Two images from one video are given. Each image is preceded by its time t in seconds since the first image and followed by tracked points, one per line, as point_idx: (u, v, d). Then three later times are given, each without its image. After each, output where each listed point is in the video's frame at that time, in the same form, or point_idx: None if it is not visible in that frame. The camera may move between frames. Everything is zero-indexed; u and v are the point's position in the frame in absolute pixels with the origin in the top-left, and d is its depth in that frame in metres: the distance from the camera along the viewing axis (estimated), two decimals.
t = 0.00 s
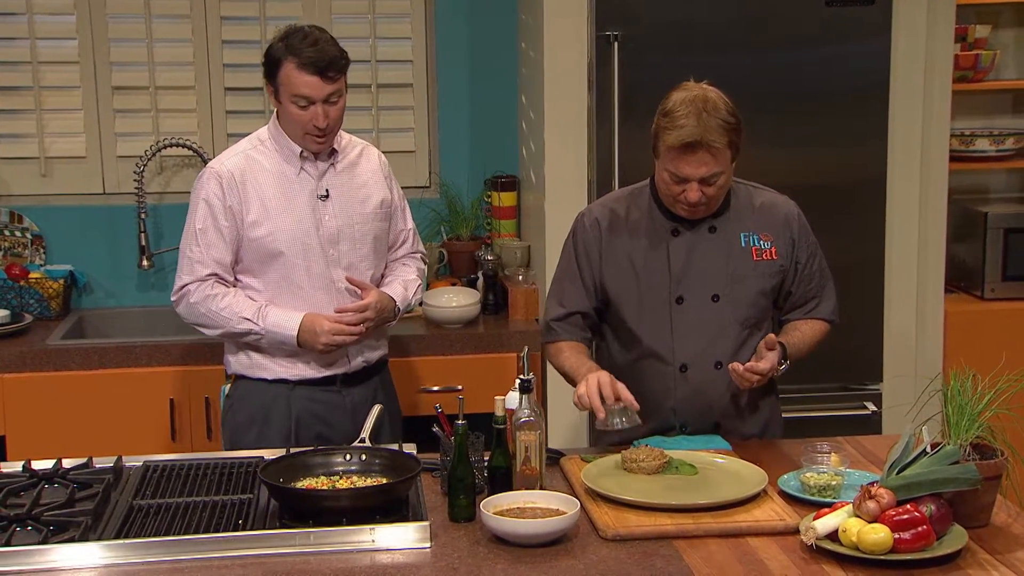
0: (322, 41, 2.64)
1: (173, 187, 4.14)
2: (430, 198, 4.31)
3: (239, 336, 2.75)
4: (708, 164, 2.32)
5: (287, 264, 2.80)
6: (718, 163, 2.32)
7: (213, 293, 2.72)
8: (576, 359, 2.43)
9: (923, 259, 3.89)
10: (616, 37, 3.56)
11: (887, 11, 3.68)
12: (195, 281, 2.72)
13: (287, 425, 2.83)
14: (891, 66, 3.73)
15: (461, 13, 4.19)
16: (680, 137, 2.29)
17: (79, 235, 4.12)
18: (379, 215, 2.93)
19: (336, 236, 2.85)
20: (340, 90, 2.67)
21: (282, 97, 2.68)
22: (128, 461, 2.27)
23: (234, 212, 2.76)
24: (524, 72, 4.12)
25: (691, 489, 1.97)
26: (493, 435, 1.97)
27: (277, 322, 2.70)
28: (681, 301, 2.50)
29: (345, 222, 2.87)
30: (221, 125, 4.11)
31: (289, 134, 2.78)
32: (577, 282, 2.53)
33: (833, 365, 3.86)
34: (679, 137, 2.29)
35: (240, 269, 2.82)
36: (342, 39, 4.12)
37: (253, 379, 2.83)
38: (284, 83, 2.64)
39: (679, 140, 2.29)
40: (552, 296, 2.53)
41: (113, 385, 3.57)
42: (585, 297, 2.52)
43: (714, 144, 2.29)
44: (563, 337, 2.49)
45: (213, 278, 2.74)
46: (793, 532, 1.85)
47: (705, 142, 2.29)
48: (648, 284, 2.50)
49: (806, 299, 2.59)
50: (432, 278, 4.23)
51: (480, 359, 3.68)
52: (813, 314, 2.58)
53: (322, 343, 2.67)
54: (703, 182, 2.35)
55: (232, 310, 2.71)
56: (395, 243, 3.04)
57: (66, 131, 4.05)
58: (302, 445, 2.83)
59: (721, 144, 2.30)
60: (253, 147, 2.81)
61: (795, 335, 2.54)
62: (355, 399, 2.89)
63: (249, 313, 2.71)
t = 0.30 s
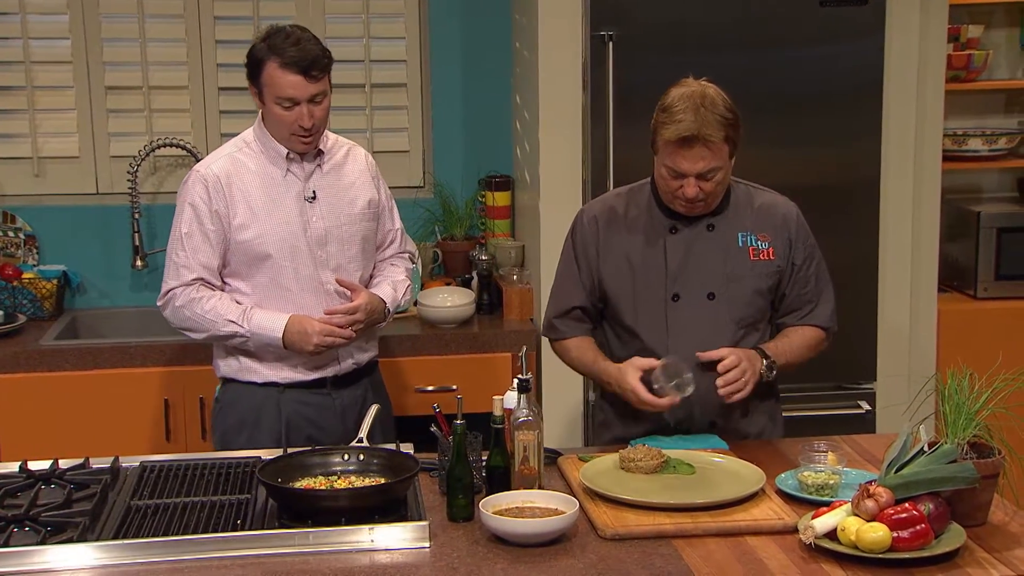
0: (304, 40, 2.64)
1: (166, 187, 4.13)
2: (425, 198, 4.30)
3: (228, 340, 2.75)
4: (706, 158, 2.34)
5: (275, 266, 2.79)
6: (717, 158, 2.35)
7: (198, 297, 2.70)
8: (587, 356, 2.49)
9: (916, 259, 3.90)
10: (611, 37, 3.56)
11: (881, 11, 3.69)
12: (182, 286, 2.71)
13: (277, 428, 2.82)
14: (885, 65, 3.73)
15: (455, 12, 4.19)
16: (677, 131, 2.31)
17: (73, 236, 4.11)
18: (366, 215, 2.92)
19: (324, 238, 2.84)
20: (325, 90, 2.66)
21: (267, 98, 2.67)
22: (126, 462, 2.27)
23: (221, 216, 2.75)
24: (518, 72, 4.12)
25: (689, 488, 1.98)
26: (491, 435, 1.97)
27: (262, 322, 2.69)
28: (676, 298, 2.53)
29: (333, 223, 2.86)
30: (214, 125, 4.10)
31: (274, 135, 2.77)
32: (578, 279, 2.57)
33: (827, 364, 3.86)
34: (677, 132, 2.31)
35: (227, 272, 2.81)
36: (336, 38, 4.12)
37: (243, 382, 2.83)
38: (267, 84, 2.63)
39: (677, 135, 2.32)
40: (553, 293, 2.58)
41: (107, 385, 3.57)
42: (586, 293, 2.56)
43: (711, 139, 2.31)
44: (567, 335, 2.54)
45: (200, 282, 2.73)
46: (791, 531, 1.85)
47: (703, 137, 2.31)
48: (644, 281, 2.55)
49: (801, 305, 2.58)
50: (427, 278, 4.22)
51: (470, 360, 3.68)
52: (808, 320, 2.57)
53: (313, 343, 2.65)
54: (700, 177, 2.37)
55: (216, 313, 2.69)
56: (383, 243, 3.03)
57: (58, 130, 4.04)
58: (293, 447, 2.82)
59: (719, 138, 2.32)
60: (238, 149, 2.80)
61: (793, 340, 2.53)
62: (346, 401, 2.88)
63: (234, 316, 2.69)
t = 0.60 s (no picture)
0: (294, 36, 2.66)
1: (159, 188, 4.12)
2: (419, 198, 4.29)
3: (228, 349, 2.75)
4: (698, 154, 2.36)
5: (274, 268, 2.77)
6: (709, 154, 2.37)
7: (200, 306, 2.63)
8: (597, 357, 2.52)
9: (909, 258, 3.91)
10: (605, 37, 3.56)
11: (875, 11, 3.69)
12: (183, 295, 2.65)
13: (280, 431, 2.81)
14: (879, 65, 3.74)
15: (448, 13, 4.19)
16: (670, 128, 2.34)
17: (65, 236, 4.10)
18: (356, 212, 2.93)
19: (321, 237, 2.84)
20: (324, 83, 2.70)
21: (270, 100, 2.64)
22: (123, 462, 2.27)
23: (218, 221, 2.71)
24: (512, 71, 4.12)
25: (686, 487, 1.98)
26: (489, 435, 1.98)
27: (262, 334, 2.63)
28: (672, 295, 2.57)
29: (327, 222, 2.86)
30: (208, 125, 4.09)
31: (266, 136, 2.74)
32: (579, 278, 2.58)
33: (821, 364, 3.87)
34: (669, 128, 2.35)
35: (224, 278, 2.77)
36: (329, 39, 4.11)
37: (242, 387, 2.79)
38: (272, 85, 2.62)
39: (669, 132, 2.35)
40: (557, 292, 2.59)
41: (100, 386, 3.56)
42: (588, 292, 2.58)
43: (703, 134, 2.34)
44: (576, 337, 2.56)
45: (202, 291, 2.67)
46: (789, 530, 1.86)
47: (694, 133, 2.34)
48: (641, 278, 2.58)
49: (801, 301, 2.59)
50: (421, 278, 4.22)
51: (476, 358, 3.69)
52: (806, 317, 2.58)
53: (317, 353, 2.60)
54: (693, 173, 2.39)
55: (216, 324, 2.63)
56: (370, 239, 3.04)
57: (51, 130, 4.03)
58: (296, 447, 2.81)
59: (709, 134, 2.35)
60: (229, 152, 2.76)
61: (792, 337, 2.54)
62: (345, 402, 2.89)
63: (234, 329, 2.63)
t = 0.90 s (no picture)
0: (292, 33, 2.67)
1: (153, 188, 4.11)
2: (413, 198, 4.29)
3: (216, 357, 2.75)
4: (699, 151, 2.37)
5: (286, 270, 2.75)
6: (710, 150, 2.38)
7: (231, 315, 2.58)
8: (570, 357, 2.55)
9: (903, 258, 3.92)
10: (599, 37, 3.56)
11: (869, 11, 3.70)
12: (211, 305, 2.58)
13: (293, 432, 2.80)
14: (873, 65, 3.75)
15: (443, 12, 4.19)
16: (670, 125, 2.35)
17: (59, 236, 4.09)
18: (344, 209, 2.95)
19: (323, 234, 2.85)
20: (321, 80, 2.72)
21: (271, 98, 2.64)
22: (120, 463, 2.27)
23: (234, 226, 2.66)
24: (506, 71, 4.12)
25: (684, 486, 1.98)
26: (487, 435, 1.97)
27: (300, 331, 2.57)
28: (674, 293, 2.57)
29: (324, 219, 2.87)
30: (201, 126, 4.09)
31: (266, 137, 2.72)
32: (578, 278, 2.62)
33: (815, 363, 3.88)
34: (669, 126, 2.36)
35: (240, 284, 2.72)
36: (322, 39, 4.11)
37: (255, 392, 2.77)
38: (273, 84, 2.62)
39: (670, 129, 2.36)
40: (555, 291, 2.63)
41: (93, 386, 3.55)
42: (585, 292, 2.61)
43: (703, 130, 2.35)
44: (563, 333, 2.59)
45: (228, 299, 2.61)
46: (787, 529, 1.87)
47: (694, 129, 2.35)
48: (643, 278, 2.59)
49: (813, 300, 2.61)
50: (415, 278, 4.22)
51: (472, 358, 3.69)
52: (821, 316, 2.61)
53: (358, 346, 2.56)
54: (695, 171, 2.40)
55: (254, 330, 2.57)
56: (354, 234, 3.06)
57: (44, 131, 4.02)
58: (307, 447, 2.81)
59: (710, 131, 2.36)
60: (228, 156, 2.72)
61: (801, 344, 2.60)
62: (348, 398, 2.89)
63: (272, 331, 2.58)
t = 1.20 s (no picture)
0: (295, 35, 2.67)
1: (146, 188, 4.11)
2: (407, 198, 4.29)
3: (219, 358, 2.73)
4: (697, 146, 2.38)
5: (285, 270, 2.75)
6: (708, 146, 2.39)
7: (230, 315, 2.59)
8: (560, 361, 2.54)
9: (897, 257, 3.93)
10: (594, 37, 3.57)
11: (862, 12, 3.71)
12: (209, 305, 2.58)
13: (293, 433, 2.79)
14: (866, 65, 3.76)
15: (437, 12, 4.18)
16: (667, 119, 2.37)
17: (52, 236, 4.08)
18: (339, 210, 2.95)
19: (320, 235, 2.86)
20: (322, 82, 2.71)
21: (269, 98, 2.64)
22: (117, 463, 2.26)
23: (234, 227, 2.65)
24: (499, 71, 4.12)
25: (683, 485, 1.99)
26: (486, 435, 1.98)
27: (302, 329, 2.63)
28: (675, 290, 2.58)
29: (321, 220, 2.87)
30: (195, 126, 4.08)
31: (266, 138, 2.72)
32: (579, 276, 2.62)
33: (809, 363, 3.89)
34: (667, 120, 2.37)
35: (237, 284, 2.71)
36: (316, 39, 4.10)
37: (254, 394, 2.77)
38: (272, 83, 2.62)
39: (668, 123, 2.37)
40: (555, 290, 2.62)
41: (87, 388, 3.54)
42: (586, 292, 2.61)
43: (701, 125, 2.36)
44: (558, 329, 2.58)
45: (225, 299, 2.62)
46: (785, 528, 1.87)
47: (692, 124, 2.36)
48: (643, 275, 2.59)
49: (813, 299, 2.62)
50: (409, 278, 4.22)
51: (466, 359, 3.70)
52: (820, 316, 2.62)
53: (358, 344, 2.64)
54: (692, 166, 2.41)
55: (254, 328, 2.60)
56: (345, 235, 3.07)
57: (37, 130, 4.01)
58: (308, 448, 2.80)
59: (708, 126, 2.37)
60: (227, 157, 2.70)
61: (800, 345, 2.62)
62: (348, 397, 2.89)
63: (273, 327, 2.62)
